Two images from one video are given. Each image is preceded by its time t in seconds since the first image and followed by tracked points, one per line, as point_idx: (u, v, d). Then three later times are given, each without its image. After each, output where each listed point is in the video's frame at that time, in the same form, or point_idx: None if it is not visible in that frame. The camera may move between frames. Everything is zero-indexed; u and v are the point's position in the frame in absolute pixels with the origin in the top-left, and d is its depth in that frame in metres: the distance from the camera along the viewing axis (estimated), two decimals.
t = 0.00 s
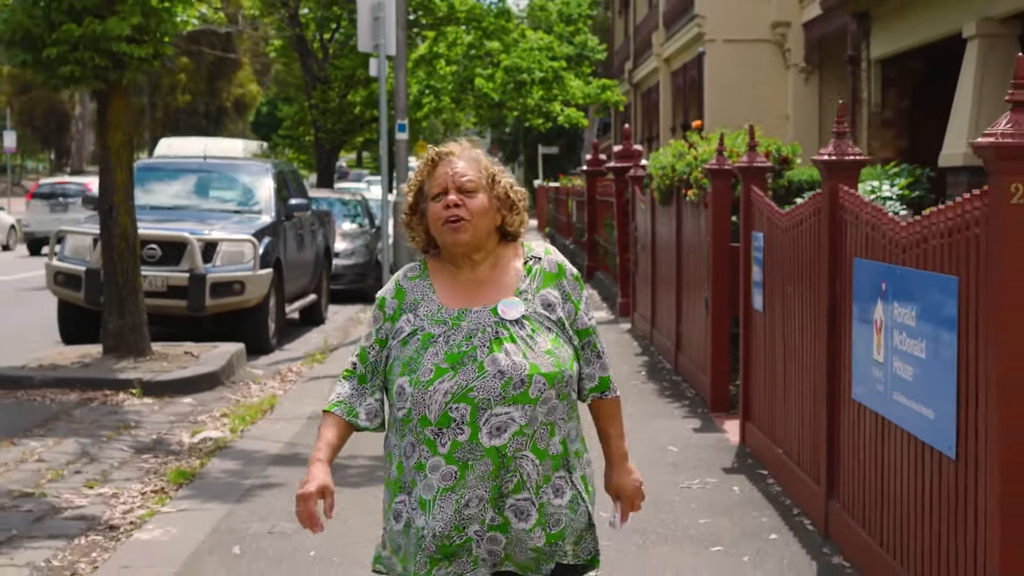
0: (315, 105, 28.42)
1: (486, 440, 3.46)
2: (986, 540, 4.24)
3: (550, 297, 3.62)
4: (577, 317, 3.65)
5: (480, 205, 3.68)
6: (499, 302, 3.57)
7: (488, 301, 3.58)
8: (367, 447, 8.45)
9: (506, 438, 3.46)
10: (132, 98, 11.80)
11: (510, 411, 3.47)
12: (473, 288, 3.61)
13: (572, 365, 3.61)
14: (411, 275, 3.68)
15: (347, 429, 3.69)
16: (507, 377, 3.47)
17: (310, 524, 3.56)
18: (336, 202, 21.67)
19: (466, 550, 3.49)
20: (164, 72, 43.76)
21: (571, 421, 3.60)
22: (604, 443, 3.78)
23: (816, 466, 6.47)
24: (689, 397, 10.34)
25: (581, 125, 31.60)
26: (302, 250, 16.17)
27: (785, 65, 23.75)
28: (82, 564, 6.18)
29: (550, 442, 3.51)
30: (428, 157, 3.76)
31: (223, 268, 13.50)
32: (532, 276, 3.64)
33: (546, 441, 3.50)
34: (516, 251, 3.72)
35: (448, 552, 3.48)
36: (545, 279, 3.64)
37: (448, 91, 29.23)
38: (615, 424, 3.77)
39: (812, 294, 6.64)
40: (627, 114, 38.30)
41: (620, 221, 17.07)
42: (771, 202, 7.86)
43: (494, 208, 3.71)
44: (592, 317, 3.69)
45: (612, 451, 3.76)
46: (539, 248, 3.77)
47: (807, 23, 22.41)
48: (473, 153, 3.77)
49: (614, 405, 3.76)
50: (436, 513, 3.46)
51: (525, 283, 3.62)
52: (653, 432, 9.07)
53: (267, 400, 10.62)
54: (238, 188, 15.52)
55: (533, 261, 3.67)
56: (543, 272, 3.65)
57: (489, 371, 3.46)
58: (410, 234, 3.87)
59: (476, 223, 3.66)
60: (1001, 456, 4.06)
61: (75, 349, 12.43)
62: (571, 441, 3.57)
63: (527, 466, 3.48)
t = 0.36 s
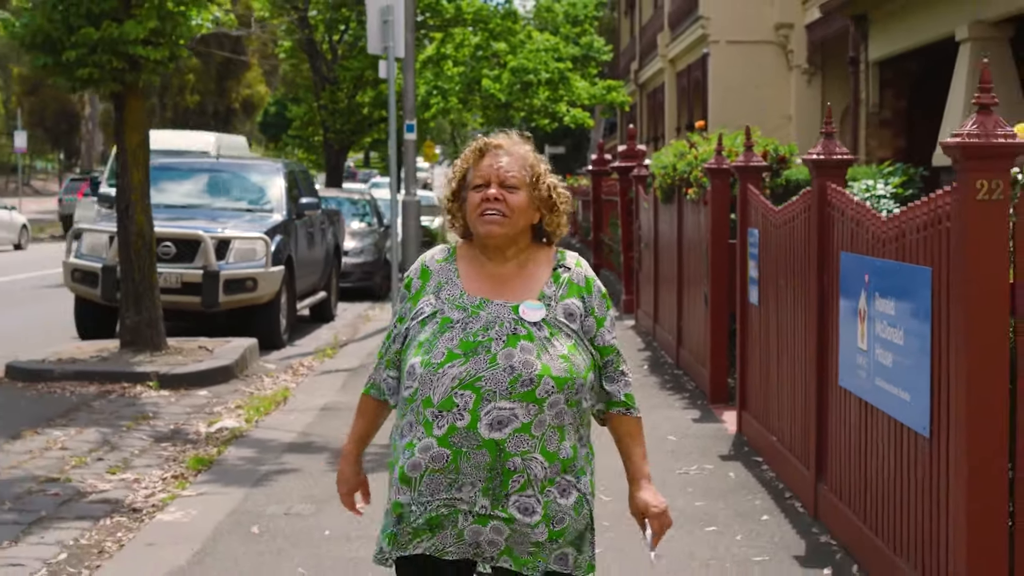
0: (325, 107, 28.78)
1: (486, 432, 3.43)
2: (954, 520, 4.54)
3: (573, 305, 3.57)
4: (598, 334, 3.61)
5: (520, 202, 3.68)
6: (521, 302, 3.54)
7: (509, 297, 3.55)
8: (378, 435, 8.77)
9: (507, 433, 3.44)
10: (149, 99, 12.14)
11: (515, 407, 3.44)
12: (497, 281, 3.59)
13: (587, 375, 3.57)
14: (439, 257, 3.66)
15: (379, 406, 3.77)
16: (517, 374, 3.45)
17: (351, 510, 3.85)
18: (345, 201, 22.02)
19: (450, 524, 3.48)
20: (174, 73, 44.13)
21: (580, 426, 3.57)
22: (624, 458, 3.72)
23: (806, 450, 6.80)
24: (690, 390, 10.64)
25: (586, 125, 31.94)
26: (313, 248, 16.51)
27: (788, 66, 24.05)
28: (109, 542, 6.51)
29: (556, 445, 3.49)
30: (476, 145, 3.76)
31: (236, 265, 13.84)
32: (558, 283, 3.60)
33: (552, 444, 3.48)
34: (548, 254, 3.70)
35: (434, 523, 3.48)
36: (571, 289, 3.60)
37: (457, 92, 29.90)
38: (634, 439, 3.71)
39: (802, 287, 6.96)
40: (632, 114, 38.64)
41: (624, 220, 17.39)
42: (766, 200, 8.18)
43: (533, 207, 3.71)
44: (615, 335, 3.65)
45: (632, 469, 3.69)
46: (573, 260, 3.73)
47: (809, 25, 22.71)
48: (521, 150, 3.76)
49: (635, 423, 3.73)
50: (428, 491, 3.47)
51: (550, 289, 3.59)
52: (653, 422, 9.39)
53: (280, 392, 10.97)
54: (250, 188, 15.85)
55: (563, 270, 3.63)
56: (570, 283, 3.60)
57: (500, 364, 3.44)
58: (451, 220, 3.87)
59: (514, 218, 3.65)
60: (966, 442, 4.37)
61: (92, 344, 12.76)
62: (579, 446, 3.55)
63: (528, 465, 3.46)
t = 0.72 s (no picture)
0: (342, 107, 29.22)
1: (485, 442, 3.33)
2: (942, 515, 4.81)
3: (549, 297, 3.48)
4: (580, 322, 3.50)
5: (479, 208, 3.54)
6: (496, 305, 3.44)
7: (485, 303, 3.45)
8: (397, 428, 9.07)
9: (506, 439, 3.33)
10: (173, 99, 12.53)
11: (508, 412, 3.34)
12: (473, 293, 3.49)
13: (575, 367, 3.46)
14: (413, 278, 3.56)
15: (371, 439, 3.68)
16: (504, 378, 3.34)
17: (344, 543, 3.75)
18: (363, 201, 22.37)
19: (469, 538, 3.32)
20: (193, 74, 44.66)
21: (577, 423, 3.46)
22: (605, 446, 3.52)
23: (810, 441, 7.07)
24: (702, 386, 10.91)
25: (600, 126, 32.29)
26: (332, 247, 16.84)
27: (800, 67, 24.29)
28: (143, 526, 6.83)
29: (557, 445, 3.36)
30: (424, 160, 3.62)
31: (256, 264, 14.15)
32: (531, 278, 3.50)
33: (553, 444, 3.36)
34: (518, 254, 3.58)
35: (453, 540, 3.32)
36: (545, 280, 3.50)
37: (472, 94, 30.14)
38: (620, 425, 3.52)
39: (807, 284, 7.24)
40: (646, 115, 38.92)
41: (637, 220, 17.69)
42: (772, 201, 8.46)
43: (494, 210, 3.57)
44: (598, 319, 3.53)
45: (612, 452, 3.48)
46: (543, 251, 3.62)
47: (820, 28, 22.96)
48: (468, 154, 3.61)
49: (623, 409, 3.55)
50: (438, 513, 3.33)
51: (524, 285, 3.49)
52: (663, 416, 9.68)
53: (301, 387, 11.29)
54: (269, 189, 16.16)
55: (534, 264, 3.53)
56: (542, 275, 3.51)
57: (485, 371, 3.34)
58: (414, 241, 3.74)
59: (475, 227, 3.52)
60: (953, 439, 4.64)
61: (118, 341, 13.10)
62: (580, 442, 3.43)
63: (534, 468, 3.33)
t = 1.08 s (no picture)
0: (354, 108, 29.53)
1: (484, 452, 3.32)
2: (928, 500, 5.10)
3: (559, 306, 3.47)
4: (588, 328, 3.51)
5: (490, 213, 3.52)
6: (506, 313, 3.42)
7: (496, 311, 3.43)
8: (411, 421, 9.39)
9: (504, 448, 3.33)
10: (192, 100, 12.88)
11: (511, 424, 3.33)
12: (482, 298, 3.46)
13: (581, 378, 3.46)
14: (418, 280, 3.51)
15: (352, 435, 3.53)
16: (511, 391, 3.33)
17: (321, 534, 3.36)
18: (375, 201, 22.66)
19: (462, 557, 3.35)
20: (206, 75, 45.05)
21: (578, 432, 3.46)
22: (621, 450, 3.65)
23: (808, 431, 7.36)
24: (707, 381, 11.19)
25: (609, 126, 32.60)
26: (345, 247, 17.15)
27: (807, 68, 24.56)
28: (169, 511, 7.15)
29: (552, 455, 3.36)
30: (434, 161, 3.59)
31: (272, 263, 14.46)
32: (541, 286, 3.49)
33: (547, 455, 3.36)
34: (526, 258, 3.56)
35: (447, 558, 3.35)
36: (555, 288, 3.49)
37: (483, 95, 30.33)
38: (633, 431, 3.65)
39: (805, 280, 7.53)
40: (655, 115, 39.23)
41: (645, 220, 17.98)
42: (774, 201, 8.75)
43: (503, 215, 3.56)
44: (604, 326, 3.55)
45: (632, 458, 3.62)
46: (549, 255, 3.61)
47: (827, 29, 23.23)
48: (479, 157, 3.60)
49: (631, 413, 3.66)
50: (430, 522, 3.33)
51: (534, 293, 3.48)
52: (669, 411, 9.97)
53: (316, 381, 11.60)
54: (283, 189, 16.47)
55: (542, 269, 3.52)
56: (552, 281, 3.49)
57: (493, 384, 3.33)
58: (416, 240, 3.71)
59: (487, 232, 3.50)
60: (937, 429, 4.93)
61: (137, 338, 13.41)
62: (577, 452, 3.43)
63: (527, 478, 3.34)
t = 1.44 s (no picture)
0: (364, 109, 29.92)
1: (485, 431, 3.38)
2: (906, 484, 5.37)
3: (573, 300, 3.51)
4: (598, 330, 3.54)
5: (523, 195, 3.60)
6: (521, 297, 3.47)
7: (510, 293, 3.49)
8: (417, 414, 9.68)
9: (508, 432, 3.38)
10: (206, 100, 13.17)
11: (514, 405, 3.38)
12: (499, 275, 3.53)
13: (590, 372, 3.50)
14: (436, 250, 3.61)
15: (367, 408, 3.69)
16: (515, 371, 3.38)
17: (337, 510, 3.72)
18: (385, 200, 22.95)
19: (464, 536, 3.39)
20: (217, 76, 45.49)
21: (585, 427, 3.50)
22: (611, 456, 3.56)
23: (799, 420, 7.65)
24: (708, 376, 11.46)
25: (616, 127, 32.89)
26: (355, 245, 17.44)
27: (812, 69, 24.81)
28: (186, 497, 7.45)
29: (560, 445, 3.41)
30: (474, 135, 3.66)
31: (283, 261, 14.76)
32: (559, 278, 3.53)
33: (556, 444, 3.41)
34: (550, 246, 3.62)
35: (447, 535, 3.39)
36: (573, 283, 3.53)
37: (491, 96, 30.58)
38: (627, 441, 3.57)
39: (797, 275, 7.81)
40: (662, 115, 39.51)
41: (650, 220, 18.25)
42: (770, 200, 9.02)
43: (535, 198, 3.63)
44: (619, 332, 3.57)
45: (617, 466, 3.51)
46: (574, 252, 3.65)
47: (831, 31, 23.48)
48: (520, 138, 3.67)
49: (632, 424, 3.60)
50: (432, 492, 3.40)
51: (551, 283, 3.52)
52: (669, 404, 10.23)
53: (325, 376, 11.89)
54: (293, 189, 16.76)
55: (563, 263, 3.56)
56: (571, 277, 3.53)
57: (497, 361, 3.38)
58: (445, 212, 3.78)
59: (517, 214, 3.58)
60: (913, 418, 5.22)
61: (152, 333, 13.73)
62: (585, 446, 3.47)
63: (532, 465, 3.38)
